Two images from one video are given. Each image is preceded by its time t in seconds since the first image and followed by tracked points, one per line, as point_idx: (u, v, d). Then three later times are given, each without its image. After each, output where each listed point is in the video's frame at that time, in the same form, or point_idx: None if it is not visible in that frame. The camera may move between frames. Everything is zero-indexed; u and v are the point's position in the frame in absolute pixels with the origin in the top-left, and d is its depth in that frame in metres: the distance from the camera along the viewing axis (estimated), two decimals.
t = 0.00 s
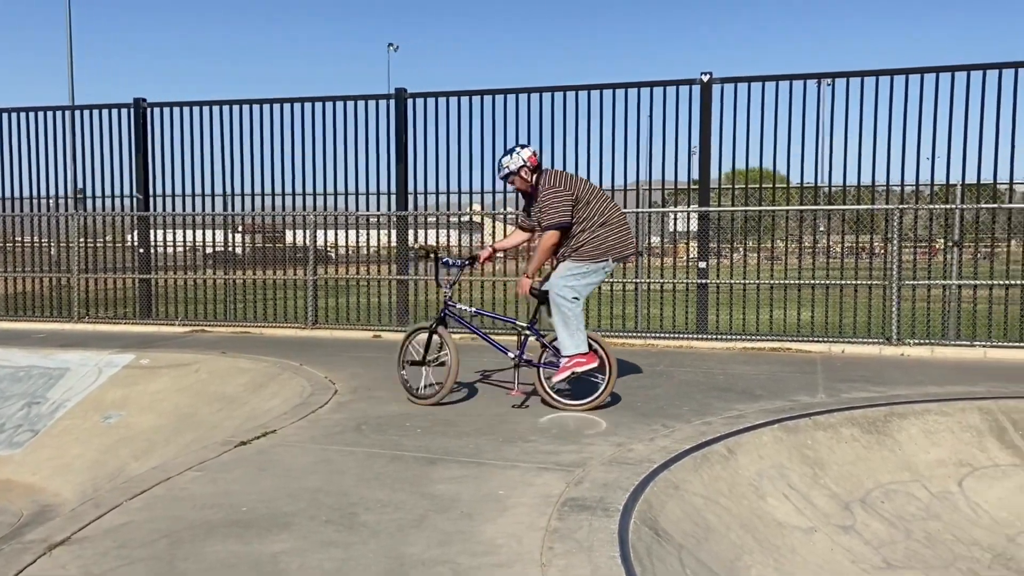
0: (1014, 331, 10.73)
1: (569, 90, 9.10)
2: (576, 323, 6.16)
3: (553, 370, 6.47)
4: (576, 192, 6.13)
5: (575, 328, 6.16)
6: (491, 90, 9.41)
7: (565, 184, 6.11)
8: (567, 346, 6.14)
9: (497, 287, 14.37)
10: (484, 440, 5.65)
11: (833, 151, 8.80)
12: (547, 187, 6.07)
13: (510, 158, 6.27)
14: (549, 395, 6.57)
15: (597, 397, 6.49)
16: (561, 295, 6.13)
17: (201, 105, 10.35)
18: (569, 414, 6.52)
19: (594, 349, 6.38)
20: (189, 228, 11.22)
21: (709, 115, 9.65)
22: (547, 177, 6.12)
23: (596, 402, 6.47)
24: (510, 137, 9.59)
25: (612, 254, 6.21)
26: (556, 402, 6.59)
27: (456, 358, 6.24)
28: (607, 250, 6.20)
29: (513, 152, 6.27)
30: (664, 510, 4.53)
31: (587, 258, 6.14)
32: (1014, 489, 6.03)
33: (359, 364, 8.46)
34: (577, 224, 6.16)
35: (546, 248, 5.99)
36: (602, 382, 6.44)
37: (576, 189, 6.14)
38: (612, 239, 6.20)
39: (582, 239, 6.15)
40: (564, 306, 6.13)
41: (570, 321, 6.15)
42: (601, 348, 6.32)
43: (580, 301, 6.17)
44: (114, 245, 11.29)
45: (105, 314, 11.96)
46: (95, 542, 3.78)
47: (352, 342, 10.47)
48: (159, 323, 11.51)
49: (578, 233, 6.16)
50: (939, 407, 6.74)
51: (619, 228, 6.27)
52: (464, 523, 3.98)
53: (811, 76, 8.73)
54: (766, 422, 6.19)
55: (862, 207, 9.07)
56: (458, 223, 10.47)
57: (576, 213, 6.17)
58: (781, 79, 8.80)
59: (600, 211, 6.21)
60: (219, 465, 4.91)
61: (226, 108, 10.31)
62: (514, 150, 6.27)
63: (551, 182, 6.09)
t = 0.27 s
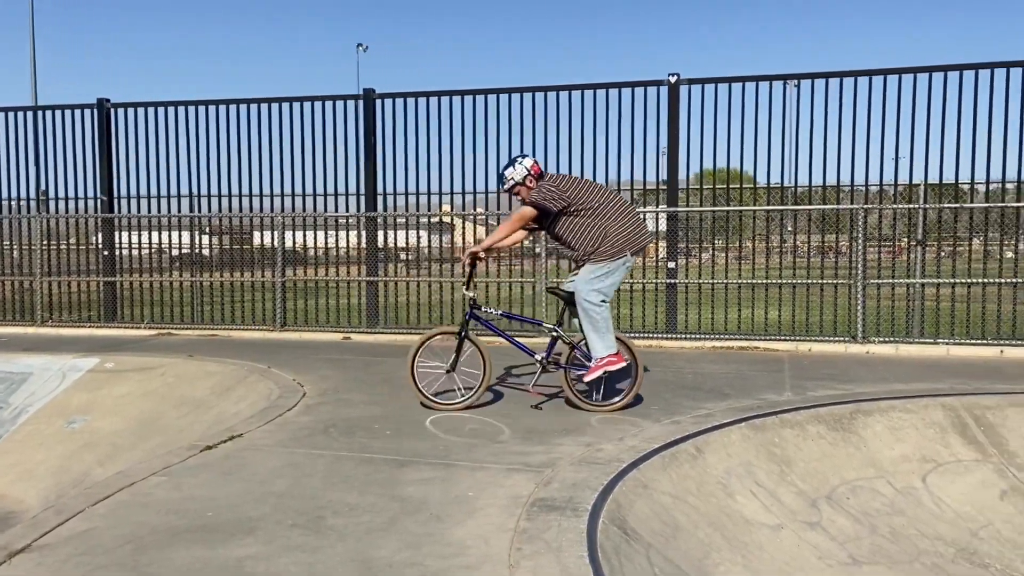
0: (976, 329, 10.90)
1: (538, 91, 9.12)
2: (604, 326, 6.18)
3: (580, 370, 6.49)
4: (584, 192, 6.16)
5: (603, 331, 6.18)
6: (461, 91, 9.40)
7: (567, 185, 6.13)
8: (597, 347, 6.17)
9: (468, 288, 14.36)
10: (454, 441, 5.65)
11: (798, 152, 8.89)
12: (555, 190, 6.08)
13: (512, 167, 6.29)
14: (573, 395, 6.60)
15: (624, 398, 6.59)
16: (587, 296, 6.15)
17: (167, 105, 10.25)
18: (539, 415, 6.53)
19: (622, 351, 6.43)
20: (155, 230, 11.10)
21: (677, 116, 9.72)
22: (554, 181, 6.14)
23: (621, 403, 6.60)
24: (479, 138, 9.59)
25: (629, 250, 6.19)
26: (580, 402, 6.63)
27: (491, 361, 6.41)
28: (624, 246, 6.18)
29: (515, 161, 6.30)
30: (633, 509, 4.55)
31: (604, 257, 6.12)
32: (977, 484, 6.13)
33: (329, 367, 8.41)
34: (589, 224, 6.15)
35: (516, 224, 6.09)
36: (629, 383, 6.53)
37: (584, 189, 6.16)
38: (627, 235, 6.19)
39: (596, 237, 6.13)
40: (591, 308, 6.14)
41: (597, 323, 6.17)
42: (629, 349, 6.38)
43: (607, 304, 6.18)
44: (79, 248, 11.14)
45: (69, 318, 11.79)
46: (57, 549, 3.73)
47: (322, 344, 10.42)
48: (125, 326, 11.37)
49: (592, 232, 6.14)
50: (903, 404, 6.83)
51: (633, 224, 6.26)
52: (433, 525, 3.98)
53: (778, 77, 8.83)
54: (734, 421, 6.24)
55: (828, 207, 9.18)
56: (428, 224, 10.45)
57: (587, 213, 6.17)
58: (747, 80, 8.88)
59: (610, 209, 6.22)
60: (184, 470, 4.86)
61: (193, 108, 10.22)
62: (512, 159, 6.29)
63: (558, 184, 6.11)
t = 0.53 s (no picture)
0: (934, 327, 11.09)
1: (502, 92, 9.12)
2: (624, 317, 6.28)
3: (603, 367, 6.54)
4: (580, 182, 6.17)
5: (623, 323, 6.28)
6: (425, 91, 9.37)
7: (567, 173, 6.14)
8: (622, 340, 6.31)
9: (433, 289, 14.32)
10: (418, 443, 5.63)
11: (759, 153, 8.98)
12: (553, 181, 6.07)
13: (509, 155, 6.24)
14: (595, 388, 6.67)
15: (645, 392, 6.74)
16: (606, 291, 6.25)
17: (126, 105, 10.10)
18: (504, 416, 6.53)
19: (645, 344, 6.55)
20: (114, 232, 10.92)
21: (641, 117, 9.77)
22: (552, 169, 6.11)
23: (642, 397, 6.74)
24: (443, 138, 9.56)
25: (629, 239, 6.25)
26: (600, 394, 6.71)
27: (519, 361, 6.21)
28: (623, 235, 6.24)
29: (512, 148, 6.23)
30: (597, 509, 4.56)
31: (604, 249, 6.21)
32: (935, 480, 6.23)
33: (292, 369, 8.34)
34: (587, 215, 6.22)
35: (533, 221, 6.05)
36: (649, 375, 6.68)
37: (580, 179, 6.17)
38: (626, 225, 6.23)
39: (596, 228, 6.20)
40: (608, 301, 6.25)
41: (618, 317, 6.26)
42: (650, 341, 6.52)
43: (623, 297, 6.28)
44: (35, 250, 10.93)
45: (25, 321, 11.57)
46: (11, 558, 3.66)
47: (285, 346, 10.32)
48: (83, 330, 11.18)
49: (590, 223, 6.21)
50: (863, 401, 6.92)
51: (631, 211, 6.29)
52: (396, 528, 3.96)
53: (739, 79, 8.90)
54: (697, 420, 6.29)
55: (789, 208, 9.28)
56: (393, 225, 10.40)
57: (586, 203, 6.22)
58: (710, 81, 8.95)
59: (606, 196, 6.24)
60: (143, 476, 4.79)
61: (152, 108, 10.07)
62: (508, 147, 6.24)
63: (554, 174, 6.10)
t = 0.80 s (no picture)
0: (890, 325, 11.28)
1: (463, 92, 9.10)
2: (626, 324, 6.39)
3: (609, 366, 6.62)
4: (592, 194, 6.25)
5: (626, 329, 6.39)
6: (385, 91, 9.33)
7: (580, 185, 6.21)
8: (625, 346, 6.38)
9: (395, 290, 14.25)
10: (378, 445, 5.59)
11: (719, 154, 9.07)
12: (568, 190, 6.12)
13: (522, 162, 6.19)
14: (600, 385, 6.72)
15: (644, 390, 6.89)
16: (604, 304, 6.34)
17: (79, 105, 9.92)
18: (465, 417, 6.51)
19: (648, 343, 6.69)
20: (68, 234, 10.72)
21: (601, 118, 9.82)
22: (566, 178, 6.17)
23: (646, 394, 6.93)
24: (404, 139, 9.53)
25: (632, 256, 6.35)
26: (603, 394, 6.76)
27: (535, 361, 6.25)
28: (626, 251, 6.34)
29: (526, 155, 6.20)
30: (557, 509, 4.57)
31: (608, 264, 6.27)
32: (891, 475, 6.33)
33: (250, 372, 8.25)
34: (594, 228, 6.27)
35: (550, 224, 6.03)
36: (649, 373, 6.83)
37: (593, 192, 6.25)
38: (631, 242, 6.33)
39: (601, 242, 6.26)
40: (607, 314, 6.36)
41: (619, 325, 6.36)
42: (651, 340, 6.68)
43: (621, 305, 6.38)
44: None
45: None
46: None
47: (244, 349, 10.21)
48: (36, 333, 10.96)
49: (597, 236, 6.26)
50: (820, 399, 7.01)
51: (636, 230, 6.40)
52: (355, 531, 3.94)
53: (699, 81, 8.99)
54: (658, 419, 6.33)
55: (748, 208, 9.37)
56: (354, 226, 10.33)
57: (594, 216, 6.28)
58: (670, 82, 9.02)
59: (613, 212, 6.32)
60: (96, 481, 4.71)
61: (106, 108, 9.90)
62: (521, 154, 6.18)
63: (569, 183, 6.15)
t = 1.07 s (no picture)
0: (844, 324, 11.47)
1: (421, 93, 9.08)
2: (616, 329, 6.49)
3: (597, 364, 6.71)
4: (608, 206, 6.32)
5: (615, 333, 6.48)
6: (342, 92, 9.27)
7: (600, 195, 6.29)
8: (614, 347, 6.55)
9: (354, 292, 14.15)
10: (335, 449, 5.55)
11: (676, 156, 9.16)
12: (581, 202, 6.14)
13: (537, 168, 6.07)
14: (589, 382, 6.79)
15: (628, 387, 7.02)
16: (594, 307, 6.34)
17: (28, 105, 9.72)
18: (424, 419, 6.49)
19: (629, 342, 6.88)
20: (16, 236, 10.50)
21: (560, 119, 9.85)
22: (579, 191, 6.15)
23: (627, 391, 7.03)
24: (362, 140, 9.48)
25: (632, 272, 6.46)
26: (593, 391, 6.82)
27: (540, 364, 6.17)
28: (625, 267, 6.42)
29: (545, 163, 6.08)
30: (516, 510, 4.57)
31: (611, 274, 6.34)
32: (845, 472, 6.43)
33: (206, 376, 8.14)
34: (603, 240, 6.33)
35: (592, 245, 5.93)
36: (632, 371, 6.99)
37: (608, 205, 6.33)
38: (633, 258, 6.45)
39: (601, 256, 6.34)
40: (596, 319, 6.37)
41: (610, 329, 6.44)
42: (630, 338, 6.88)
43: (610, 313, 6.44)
44: None
45: None
46: None
47: (199, 352, 10.08)
48: None
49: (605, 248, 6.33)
50: (775, 397, 7.10)
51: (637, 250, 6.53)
52: (311, 536, 3.90)
53: (655, 82, 9.05)
54: (617, 419, 6.36)
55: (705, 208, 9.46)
56: (312, 227, 10.24)
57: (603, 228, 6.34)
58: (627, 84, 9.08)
59: (621, 228, 6.42)
60: (45, 489, 4.62)
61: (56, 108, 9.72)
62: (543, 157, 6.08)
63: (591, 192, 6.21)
